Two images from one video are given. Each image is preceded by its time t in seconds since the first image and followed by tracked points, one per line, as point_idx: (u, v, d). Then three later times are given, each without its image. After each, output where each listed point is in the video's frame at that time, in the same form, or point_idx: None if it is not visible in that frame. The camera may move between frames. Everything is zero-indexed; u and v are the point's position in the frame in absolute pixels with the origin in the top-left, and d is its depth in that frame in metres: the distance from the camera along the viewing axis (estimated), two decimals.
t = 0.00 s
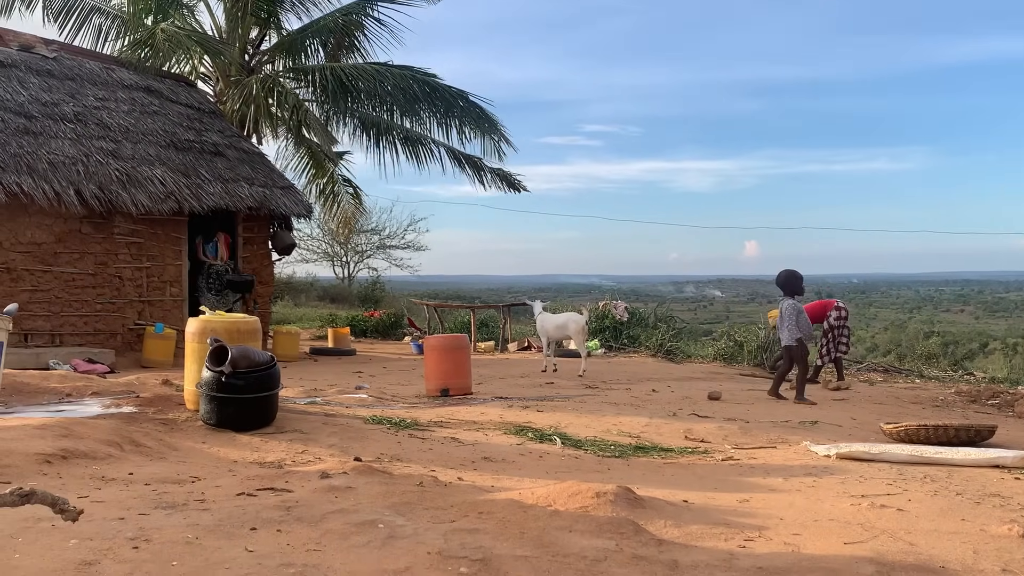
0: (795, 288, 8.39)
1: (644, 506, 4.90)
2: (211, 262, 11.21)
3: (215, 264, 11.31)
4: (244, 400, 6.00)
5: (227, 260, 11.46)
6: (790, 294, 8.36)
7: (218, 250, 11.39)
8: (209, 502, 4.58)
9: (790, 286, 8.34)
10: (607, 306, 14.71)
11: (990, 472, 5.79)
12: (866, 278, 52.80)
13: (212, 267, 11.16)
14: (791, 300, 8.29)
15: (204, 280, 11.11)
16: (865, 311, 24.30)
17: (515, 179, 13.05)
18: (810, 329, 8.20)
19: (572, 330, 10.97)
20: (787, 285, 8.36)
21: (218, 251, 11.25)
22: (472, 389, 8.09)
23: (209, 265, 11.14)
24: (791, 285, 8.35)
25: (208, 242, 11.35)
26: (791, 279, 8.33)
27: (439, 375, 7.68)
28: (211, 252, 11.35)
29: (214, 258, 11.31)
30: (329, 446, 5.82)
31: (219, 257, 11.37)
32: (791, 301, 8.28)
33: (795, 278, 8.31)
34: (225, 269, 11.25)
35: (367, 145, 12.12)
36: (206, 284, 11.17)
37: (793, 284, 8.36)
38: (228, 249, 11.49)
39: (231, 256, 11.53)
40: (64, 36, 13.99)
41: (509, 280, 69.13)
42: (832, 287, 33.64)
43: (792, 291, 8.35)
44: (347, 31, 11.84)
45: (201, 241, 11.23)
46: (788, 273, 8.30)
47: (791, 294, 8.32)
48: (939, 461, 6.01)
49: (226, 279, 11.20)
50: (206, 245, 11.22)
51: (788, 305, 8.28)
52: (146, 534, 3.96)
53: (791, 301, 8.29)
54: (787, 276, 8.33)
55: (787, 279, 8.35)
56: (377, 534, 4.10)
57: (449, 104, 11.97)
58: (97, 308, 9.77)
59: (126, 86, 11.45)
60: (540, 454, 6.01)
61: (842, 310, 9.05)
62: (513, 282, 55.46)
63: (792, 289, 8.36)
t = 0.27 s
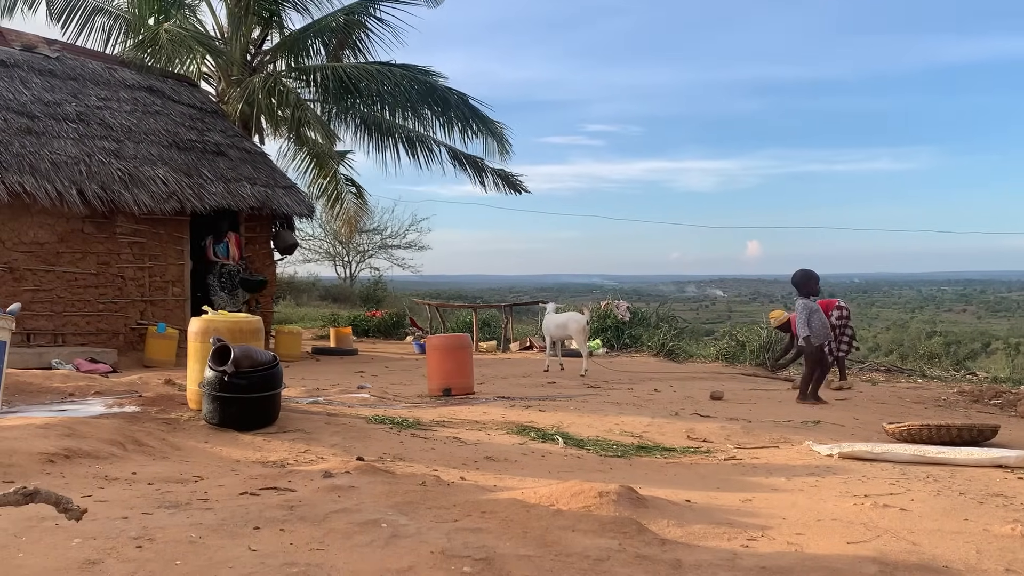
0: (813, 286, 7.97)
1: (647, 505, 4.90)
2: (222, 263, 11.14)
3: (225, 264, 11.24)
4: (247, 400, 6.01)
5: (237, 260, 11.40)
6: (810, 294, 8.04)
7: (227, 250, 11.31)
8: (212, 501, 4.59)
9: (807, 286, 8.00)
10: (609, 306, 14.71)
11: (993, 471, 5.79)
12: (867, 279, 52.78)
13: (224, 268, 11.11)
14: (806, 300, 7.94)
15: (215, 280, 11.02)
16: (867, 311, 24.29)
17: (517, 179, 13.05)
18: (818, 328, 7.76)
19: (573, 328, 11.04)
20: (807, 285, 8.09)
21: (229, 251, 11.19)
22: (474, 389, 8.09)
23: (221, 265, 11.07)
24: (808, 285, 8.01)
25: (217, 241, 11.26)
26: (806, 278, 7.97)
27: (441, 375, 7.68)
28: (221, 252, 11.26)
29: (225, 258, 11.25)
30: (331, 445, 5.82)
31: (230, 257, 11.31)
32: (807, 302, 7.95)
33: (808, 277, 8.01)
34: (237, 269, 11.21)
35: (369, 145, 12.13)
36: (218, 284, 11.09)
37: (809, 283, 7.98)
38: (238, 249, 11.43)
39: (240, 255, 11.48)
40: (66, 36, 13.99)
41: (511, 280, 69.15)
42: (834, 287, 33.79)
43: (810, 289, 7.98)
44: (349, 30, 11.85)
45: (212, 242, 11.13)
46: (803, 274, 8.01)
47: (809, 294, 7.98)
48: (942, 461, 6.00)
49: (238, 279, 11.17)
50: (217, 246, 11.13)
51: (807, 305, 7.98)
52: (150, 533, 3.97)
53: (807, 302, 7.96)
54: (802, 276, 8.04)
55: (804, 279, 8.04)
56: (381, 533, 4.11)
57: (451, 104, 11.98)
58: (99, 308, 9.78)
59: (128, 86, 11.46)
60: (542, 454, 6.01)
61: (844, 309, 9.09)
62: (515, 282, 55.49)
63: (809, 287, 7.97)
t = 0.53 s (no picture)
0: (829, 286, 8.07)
1: (649, 504, 4.89)
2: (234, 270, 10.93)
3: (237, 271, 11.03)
4: (248, 399, 6.01)
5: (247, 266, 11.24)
6: (828, 295, 8.08)
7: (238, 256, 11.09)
8: (213, 500, 4.59)
9: (823, 287, 8.09)
10: (610, 306, 14.71)
11: (994, 470, 5.79)
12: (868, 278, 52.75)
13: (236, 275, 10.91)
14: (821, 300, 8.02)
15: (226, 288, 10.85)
16: (869, 311, 24.28)
17: (517, 179, 13.06)
18: (825, 329, 7.88)
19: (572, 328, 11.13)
20: (825, 285, 8.13)
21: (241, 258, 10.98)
22: (475, 389, 8.09)
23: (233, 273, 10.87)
24: (823, 286, 8.10)
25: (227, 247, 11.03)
26: (823, 278, 8.10)
27: (443, 374, 7.69)
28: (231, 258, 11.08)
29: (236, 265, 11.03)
30: (333, 445, 5.82)
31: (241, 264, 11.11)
32: (823, 302, 8.03)
33: (825, 277, 8.09)
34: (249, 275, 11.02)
35: (370, 145, 12.14)
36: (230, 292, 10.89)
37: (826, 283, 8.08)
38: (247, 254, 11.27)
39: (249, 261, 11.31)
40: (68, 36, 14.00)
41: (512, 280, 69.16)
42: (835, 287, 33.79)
43: (826, 290, 8.07)
44: (350, 30, 11.86)
45: (222, 248, 10.94)
46: (819, 273, 8.12)
47: (824, 295, 8.06)
48: (943, 460, 6.00)
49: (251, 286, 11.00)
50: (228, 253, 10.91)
51: (821, 305, 8.04)
52: (150, 532, 3.96)
53: (822, 301, 8.04)
54: (818, 276, 8.14)
55: (819, 278, 8.13)
56: (382, 532, 4.11)
57: (451, 104, 11.99)
58: (100, 308, 9.78)
59: (129, 86, 11.46)
60: (543, 453, 6.01)
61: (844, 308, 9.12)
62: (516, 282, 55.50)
63: (825, 288, 8.07)
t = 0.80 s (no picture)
0: (843, 285, 8.06)
1: (649, 504, 4.89)
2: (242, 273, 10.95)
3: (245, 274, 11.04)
4: (248, 398, 6.01)
5: (255, 269, 11.24)
6: (842, 293, 8.06)
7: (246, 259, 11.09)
8: (214, 500, 4.59)
9: (837, 285, 8.07)
10: (611, 305, 14.71)
11: (995, 470, 5.78)
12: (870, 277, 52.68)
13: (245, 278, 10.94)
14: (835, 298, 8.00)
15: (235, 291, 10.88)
16: (870, 309, 24.24)
17: (518, 179, 13.05)
18: (838, 326, 7.88)
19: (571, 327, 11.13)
20: (840, 284, 8.11)
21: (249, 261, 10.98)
22: (476, 389, 8.09)
23: (241, 276, 10.89)
24: (837, 284, 8.09)
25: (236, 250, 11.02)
26: (836, 276, 8.08)
27: (443, 373, 7.69)
28: (239, 262, 11.06)
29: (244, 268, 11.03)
30: (334, 444, 5.82)
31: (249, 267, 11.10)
32: (837, 300, 8.02)
33: (838, 276, 8.07)
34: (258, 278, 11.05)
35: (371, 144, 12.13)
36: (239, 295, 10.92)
37: (840, 281, 8.06)
38: (256, 257, 11.26)
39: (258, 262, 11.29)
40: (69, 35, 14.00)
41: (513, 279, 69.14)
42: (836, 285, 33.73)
43: (840, 288, 8.06)
44: (351, 30, 11.85)
45: (232, 251, 10.94)
46: (833, 271, 8.11)
47: (838, 293, 8.05)
48: (944, 459, 5.99)
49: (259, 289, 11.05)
50: (236, 256, 10.90)
51: (834, 303, 8.03)
52: (150, 531, 3.97)
53: (835, 299, 8.03)
54: (832, 274, 8.13)
55: (833, 276, 8.12)
56: (382, 531, 4.11)
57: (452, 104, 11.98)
58: (101, 308, 9.79)
59: (130, 85, 11.46)
60: (544, 452, 6.01)
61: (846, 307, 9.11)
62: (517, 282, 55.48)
63: (839, 286, 8.06)
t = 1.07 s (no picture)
0: (850, 285, 8.05)
1: (652, 504, 4.89)
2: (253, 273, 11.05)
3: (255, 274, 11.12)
4: (252, 399, 6.03)
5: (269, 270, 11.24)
6: (849, 294, 8.06)
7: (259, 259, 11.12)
8: (218, 500, 4.61)
9: (845, 285, 8.07)
10: (614, 305, 14.70)
11: (999, 470, 5.77)
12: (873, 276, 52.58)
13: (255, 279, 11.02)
14: (843, 296, 7.99)
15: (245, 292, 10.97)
16: (873, 309, 24.20)
17: (520, 179, 13.05)
18: (845, 325, 7.85)
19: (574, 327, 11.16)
20: (847, 284, 8.11)
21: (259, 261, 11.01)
22: (478, 389, 8.09)
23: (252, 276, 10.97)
24: (844, 284, 8.08)
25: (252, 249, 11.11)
26: (845, 276, 8.08)
27: (446, 373, 7.69)
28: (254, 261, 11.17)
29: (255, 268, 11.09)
30: (337, 444, 5.83)
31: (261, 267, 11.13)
32: (844, 299, 8.02)
33: (846, 275, 8.08)
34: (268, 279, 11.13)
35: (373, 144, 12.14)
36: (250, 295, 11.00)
37: (848, 280, 8.06)
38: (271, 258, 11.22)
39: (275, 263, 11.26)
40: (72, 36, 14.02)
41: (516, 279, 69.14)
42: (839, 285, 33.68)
43: (848, 288, 8.05)
44: (353, 30, 11.87)
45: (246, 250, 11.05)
46: (841, 271, 8.11)
47: (845, 292, 8.04)
48: (947, 459, 5.99)
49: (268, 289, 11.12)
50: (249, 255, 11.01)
51: (841, 302, 8.02)
52: (154, 532, 3.97)
53: (843, 298, 8.01)
54: (840, 273, 8.12)
55: (840, 276, 8.11)
56: (386, 532, 4.11)
57: (454, 104, 11.99)
58: (105, 308, 9.81)
59: (133, 86, 11.49)
60: (547, 452, 6.01)
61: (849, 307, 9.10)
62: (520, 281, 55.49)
63: (847, 286, 8.05)
